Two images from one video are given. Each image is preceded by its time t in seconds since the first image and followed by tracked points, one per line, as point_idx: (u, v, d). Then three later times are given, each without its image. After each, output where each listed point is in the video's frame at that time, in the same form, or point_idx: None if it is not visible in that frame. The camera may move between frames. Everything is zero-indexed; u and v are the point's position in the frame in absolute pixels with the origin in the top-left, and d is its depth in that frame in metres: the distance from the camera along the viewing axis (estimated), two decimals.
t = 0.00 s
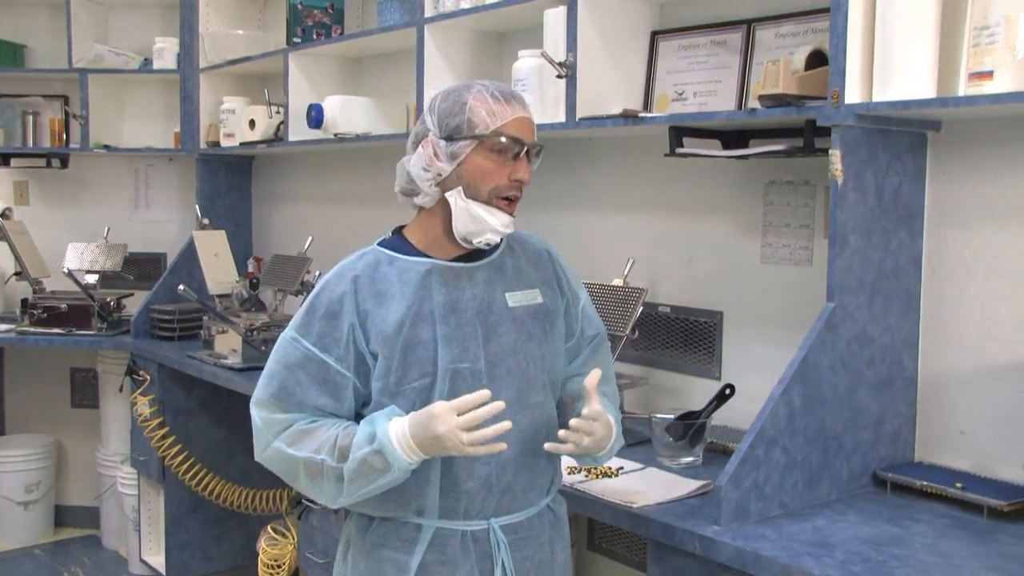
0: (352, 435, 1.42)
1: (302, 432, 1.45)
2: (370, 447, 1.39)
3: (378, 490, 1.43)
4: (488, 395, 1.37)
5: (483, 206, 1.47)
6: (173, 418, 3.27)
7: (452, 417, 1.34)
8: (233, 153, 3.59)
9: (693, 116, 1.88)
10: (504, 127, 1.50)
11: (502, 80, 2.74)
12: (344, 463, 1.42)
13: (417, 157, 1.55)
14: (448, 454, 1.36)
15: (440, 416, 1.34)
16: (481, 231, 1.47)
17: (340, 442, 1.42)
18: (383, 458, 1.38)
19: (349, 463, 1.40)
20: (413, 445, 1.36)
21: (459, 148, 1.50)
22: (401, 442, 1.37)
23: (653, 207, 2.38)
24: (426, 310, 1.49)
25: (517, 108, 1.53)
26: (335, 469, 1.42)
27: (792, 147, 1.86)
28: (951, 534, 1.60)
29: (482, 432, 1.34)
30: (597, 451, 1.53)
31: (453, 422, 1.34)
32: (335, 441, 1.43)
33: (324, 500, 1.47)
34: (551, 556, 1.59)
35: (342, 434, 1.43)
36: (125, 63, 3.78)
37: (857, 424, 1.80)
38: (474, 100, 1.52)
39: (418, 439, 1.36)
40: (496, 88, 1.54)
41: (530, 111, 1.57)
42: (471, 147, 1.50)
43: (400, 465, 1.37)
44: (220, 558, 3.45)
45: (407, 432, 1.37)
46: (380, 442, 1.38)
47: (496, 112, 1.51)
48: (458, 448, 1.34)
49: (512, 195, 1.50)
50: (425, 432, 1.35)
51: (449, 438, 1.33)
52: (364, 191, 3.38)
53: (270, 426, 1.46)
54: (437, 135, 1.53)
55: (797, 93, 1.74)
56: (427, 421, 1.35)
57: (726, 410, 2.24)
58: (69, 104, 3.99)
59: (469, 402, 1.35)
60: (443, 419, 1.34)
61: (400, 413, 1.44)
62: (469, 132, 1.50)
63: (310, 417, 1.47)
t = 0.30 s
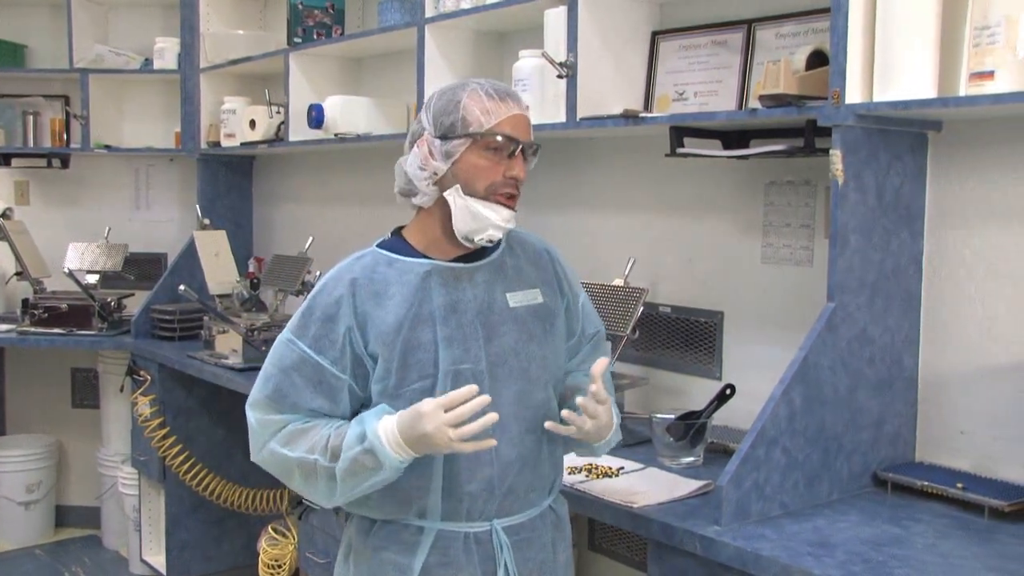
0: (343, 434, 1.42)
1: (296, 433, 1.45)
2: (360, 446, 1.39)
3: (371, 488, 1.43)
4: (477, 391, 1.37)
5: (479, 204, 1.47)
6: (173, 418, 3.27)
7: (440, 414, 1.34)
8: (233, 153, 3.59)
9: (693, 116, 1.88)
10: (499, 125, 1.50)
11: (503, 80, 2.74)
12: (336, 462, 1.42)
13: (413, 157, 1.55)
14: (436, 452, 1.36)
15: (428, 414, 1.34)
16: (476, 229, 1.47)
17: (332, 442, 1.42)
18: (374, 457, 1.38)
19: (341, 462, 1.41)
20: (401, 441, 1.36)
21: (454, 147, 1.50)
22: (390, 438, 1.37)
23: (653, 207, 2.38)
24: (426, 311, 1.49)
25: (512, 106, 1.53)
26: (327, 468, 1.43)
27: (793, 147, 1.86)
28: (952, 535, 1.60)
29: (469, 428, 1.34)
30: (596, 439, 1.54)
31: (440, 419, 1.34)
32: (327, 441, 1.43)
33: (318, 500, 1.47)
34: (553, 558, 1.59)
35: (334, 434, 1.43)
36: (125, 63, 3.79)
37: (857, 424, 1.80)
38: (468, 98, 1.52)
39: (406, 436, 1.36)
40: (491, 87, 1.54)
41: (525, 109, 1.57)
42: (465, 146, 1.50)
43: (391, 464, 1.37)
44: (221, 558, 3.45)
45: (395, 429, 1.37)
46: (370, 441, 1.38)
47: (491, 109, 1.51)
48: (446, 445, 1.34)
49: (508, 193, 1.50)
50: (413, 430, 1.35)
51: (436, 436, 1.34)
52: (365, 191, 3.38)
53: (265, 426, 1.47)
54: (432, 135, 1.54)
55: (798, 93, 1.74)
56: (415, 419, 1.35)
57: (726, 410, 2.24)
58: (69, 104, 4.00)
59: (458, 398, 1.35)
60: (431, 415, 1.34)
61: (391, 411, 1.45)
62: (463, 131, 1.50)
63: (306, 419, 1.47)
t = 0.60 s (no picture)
0: (346, 444, 1.42)
1: (299, 440, 1.46)
2: (363, 456, 1.39)
3: (375, 497, 1.43)
4: (480, 400, 1.37)
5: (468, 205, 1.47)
6: (174, 418, 3.27)
7: (442, 426, 1.34)
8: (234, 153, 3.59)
9: (694, 116, 1.88)
10: (481, 122, 1.50)
11: (504, 80, 2.74)
12: (339, 471, 1.42)
13: (403, 162, 1.57)
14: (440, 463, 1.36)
15: (430, 425, 1.34)
16: (468, 228, 1.47)
17: (335, 451, 1.43)
18: (378, 467, 1.38)
19: (345, 471, 1.41)
20: (405, 453, 1.36)
21: (439, 148, 1.51)
22: (395, 454, 1.37)
23: (654, 207, 2.38)
24: (427, 313, 1.49)
25: (494, 102, 1.53)
26: (331, 477, 1.43)
27: (794, 147, 1.86)
28: (952, 534, 1.60)
29: (472, 438, 1.34)
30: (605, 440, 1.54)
31: (443, 431, 1.33)
32: (330, 450, 1.43)
33: (321, 508, 1.48)
34: (555, 559, 1.59)
35: (337, 442, 1.43)
36: (126, 63, 3.79)
37: (858, 424, 1.80)
38: (448, 99, 1.53)
39: (409, 447, 1.36)
40: (473, 86, 1.55)
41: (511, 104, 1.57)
42: (449, 146, 1.50)
43: (394, 473, 1.37)
44: (221, 558, 3.45)
45: (398, 441, 1.37)
46: (373, 452, 1.38)
47: (472, 108, 1.51)
48: (449, 457, 1.34)
49: (499, 191, 1.49)
50: (416, 441, 1.35)
51: (440, 447, 1.33)
52: (365, 191, 3.38)
53: (269, 433, 1.48)
54: (419, 139, 1.56)
55: (798, 93, 1.74)
56: (417, 430, 1.34)
57: (727, 410, 2.24)
58: (70, 105, 4.00)
59: (460, 410, 1.35)
60: (433, 429, 1.34)
61: (394, 420, 1.45)
62: (447, 131, 1.51)
63: (308, 426, 1.47)
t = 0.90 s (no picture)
0: (345, 441, 1.42)
1: (300, 439, 1.46)
2: (363, 452, 1.39)
3: (375, 494, 1.43)
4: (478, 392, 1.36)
5: (434, 205, 1.49)
6: (174, 418, 3.27)
7: (440, 417, 1.33)
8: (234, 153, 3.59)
9: (695, 116, 1.88)
10: (429, 121, 1.53)
11: (504, 80, 2.74)
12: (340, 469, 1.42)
13: (384, 176, 1.64)
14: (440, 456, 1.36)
15: (428, 416, 1.34)
16: (447, 228, 1.49)
17: (336, 449, 1.43)
18: (378, 464, 1.38)
19: (344, 470, 1.41)
20: (404, 447, 1.36)
21: (403, 156, 1.56)
22: (395, 448, 1.37)
23: (654, 207, 2.38)
24: (429, 312, 1.49)
25: (438, 98, 1.56)
26: (331, 475, 1.43)
27: (794, 147, 1.86)
28: (953, 535, 1.60)
29: (470, 428, 1.34)
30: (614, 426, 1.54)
31: (441, 421, 1.33)
32: (331, 448, 1.43)
33: (322, 507, 1.48)
34: (558, 559, 1.59)
35: (338, 440, 1.43)
36: (127, 63, 3.78)
37: (859, 425, 1.80)
38: (401, 108, 1.59)
39: (409, 441, 1.35)
40: (422, 87, 1.58)
41: (464, 95, 1.58)
42: (409, 152, 1.55)
43: (395, 470, 1.37)
44: (221, 558, 3.45)
45: (398, 437, 1.36)
46: (373, 449, 1.37)
47: (422, 111, 1.55)
48: (448, 448, 1.34)
49: (462, 184, 1.49)
50: (415, 434, 1.35)
51: (439, 438, 1.33)
52: (366, 190, 3.38)
53: (271, 434, 1.48)
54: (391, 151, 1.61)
55: (799, 93, 1.74)
56: (416, 422, 1.34)
57: (727, 410, 2.24)
58: (70, 105, 4.00)
59: (458, 400, 1.35)
60: (432, 420, 1.33)
61: (394, 416, 1.44)
62: (404, 139, 1.56)
63: (310, 425, 1.47)
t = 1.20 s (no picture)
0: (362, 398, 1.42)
1: (314, 417, 1.45)
2: (380, 398, 1.38)
3: (397, 447, 1.40)
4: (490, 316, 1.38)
5: (431, 199, 1.49)
6: (174, 418, 3.27)
7: (455, 335, 1.34)
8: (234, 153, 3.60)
9: (695, 116, 1.88)
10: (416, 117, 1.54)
11: (504, 80, 2.74)
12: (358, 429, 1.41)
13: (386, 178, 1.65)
14: (459, 379, 1.35)
15: (443, 336, 1.34)
16: (447, 219, 1.49)
17: (353, 409, 1.42)
18: (396, 406, 1.37)
19: (362, 423, 1.39)
20: (422, 381, 1.36)
21: (397, 156, 1.57)
22: (411, 381, 1.36)
23: (654, 207, 2.38)
24: (435, 310, 1.49)
25: (421, 94, 1.56)
26: (350, 438, 1.42)
27: (795, 147, 1.86)
28: (953, 535, 1.60)
29: (483, 342, 1.35)
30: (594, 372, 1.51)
31: (456, 339, 1.34)
32: (348, 411, 1.43)
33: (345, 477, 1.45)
34: (559, 559, 1.59)
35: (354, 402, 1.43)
36: (127, 63, 3.78)
37: (859, 424, 1.80)
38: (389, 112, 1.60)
39: (426, 371, 1.35)
40: (406, 85, 1.59)
41: (447, 87, 1.58)
42: (402, 151, 1.56)
43: (415, 407, 1.35)
44: (221, 558, 3.45)
45: (415, 372, 1.36)
46: (389, 389, 1.37)
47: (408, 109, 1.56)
48: (466, 364, 1.34)
49: (456, 173, 1.49)
50: (431, 362, 1.34)
51: (456, 355, 1.33)
52: (366, 190, 3.38)
53: (283, 421, 1.47)
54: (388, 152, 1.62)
55: (799, 93, 1.74)
56: (432, 347, 1.35)
57: (727, 410, 2.24)
58: (71, 104, 4.00)
59: (468, 322, 1.36)
60: (446, 337, 1.34)
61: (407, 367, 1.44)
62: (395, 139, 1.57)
63: (323, 407, 1.47)
